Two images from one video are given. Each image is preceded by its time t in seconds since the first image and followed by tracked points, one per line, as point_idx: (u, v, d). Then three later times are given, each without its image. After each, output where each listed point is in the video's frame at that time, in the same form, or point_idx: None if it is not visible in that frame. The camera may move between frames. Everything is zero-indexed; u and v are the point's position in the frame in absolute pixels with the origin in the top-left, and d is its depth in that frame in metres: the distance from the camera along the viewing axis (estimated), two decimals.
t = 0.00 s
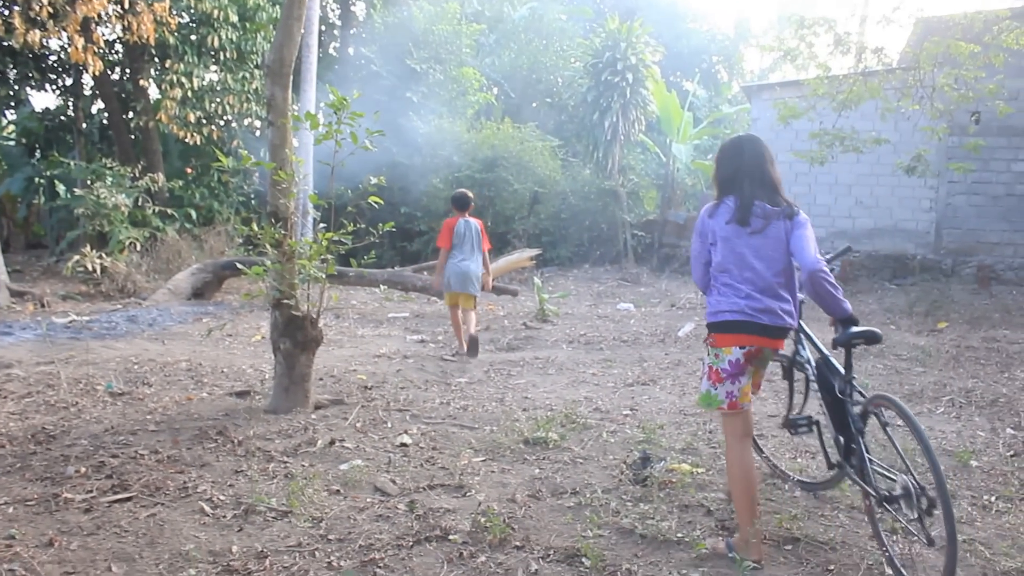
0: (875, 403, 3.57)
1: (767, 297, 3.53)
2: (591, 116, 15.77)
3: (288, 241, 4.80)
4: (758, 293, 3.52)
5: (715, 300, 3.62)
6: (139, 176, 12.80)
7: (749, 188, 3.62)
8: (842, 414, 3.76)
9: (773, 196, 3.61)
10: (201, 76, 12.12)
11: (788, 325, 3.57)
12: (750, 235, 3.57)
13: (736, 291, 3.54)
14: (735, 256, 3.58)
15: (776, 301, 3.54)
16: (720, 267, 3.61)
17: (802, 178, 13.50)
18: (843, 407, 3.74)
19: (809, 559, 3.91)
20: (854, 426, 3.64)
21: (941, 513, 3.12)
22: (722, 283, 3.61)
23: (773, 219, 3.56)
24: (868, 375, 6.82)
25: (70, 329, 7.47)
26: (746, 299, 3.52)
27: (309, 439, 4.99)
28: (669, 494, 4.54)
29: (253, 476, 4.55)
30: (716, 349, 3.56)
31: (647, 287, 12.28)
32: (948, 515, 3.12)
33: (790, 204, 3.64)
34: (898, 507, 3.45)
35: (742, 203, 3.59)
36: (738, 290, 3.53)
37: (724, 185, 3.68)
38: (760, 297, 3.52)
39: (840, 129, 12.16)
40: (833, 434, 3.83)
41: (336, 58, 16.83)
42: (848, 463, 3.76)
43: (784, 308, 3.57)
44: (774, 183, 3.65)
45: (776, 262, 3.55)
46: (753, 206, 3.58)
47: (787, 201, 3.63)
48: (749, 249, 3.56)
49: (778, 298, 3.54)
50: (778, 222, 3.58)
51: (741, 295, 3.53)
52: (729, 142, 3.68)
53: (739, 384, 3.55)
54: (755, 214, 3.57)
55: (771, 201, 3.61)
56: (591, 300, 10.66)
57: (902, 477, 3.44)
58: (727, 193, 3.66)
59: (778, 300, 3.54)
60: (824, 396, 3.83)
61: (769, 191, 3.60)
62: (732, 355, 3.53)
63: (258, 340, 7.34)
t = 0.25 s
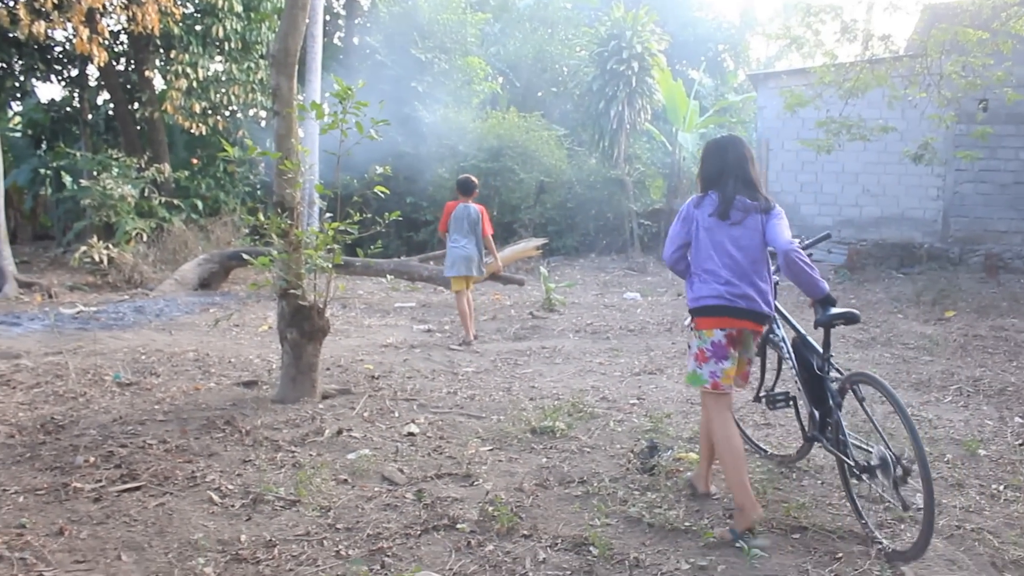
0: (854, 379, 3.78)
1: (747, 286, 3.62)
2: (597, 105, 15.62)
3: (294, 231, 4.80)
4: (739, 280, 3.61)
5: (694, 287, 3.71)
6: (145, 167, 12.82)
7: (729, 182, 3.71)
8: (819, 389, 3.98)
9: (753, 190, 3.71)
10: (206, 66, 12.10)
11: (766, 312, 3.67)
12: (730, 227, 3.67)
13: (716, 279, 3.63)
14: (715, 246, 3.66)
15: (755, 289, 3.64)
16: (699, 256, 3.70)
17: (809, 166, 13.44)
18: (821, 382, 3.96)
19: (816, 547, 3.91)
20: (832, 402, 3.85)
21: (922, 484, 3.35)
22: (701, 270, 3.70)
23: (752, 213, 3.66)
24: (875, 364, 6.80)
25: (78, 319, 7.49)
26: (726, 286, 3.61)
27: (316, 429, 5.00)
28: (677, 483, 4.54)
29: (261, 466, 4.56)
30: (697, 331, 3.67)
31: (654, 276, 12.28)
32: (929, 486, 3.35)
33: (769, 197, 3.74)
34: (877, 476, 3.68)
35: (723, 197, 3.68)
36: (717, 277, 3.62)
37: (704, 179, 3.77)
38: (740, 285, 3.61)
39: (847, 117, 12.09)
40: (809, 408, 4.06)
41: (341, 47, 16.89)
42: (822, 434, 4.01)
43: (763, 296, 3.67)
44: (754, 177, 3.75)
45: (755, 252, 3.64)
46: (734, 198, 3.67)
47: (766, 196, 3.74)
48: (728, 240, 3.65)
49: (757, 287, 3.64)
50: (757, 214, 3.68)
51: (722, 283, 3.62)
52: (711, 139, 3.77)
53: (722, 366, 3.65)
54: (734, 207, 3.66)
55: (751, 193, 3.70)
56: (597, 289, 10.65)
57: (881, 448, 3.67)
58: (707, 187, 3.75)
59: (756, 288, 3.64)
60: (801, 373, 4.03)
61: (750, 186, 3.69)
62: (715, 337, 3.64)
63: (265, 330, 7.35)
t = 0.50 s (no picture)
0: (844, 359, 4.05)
1: (740, 260, 3.80)
2: (613, 97, 15.73)
3: (311, 224, 4.81)
4: (730, 256, 3.81)
5: (693, 264, 3.93)
6: (162, 161, 12.90)
7: (729, 166, 3.95)
8: (809, 369, 4.25)
9: (752, 174, 3.92)
10: (223, 60, 12.18)
11: (760, 290, 3.84)
12: (727, 206, 3.88)
13: (710, 254, 3.84)
14: (712, 225, 3.87)
15: (749, 265, 3.81)
16: (697, 235, 3.92)
17: (827, 158, 14.25)
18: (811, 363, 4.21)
19: (834, 540, 3.88)
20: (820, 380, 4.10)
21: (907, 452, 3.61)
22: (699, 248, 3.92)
23: (749, 192, 3.87)
24: (893, 357, 6.75)
25: (97, 312, 7.55)
26: (720, 261, 3.81)
27: (333, 420, 5.02)
28: (693, 475, 4.52)
29: (279, 457, 4.58)
30: (689, 305, 3.89)
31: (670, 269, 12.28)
32: (915, 455, 3.61)
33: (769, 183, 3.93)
34: (863, 449, 3.94)
35: (721, 178, 3.91)
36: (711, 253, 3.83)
37: (706, 164, 4.01)
38: (731, 260, 3.81)
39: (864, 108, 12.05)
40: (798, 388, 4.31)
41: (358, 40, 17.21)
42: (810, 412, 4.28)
43: (757, 273, 3.82)
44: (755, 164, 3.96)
45: (750, 230, 3.83)
46: (731, 181, 3.89)
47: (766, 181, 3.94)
48: (725, 219, 3.87)
49: (750, 264, 3.82)
50: (754, 196, 3.88)
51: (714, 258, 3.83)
52: (713, 128, 4.03)
53: (705, 336, 3.86)
54: (732, 187, 3.88)
55: (749, 178, 3.91)
56: (612, 281, 10.64)
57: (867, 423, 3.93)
58: (709, 171, 3.99)
59: (751, 265, 3.81)
60: (792, 354, 4.29)
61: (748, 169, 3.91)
62: (702, 309, 3.86)
63: (282, 322, 7.38)
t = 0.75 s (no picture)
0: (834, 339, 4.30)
1: (733, 247, 4.01)
2: (631, 86, 15.71)
3: (329, 213, 4.83)
4: (723, 244, 4.02)
5: (691, 250, 4.16)
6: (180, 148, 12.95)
7: (725, 157, 4.14)
8: (796, 349, 4.48)
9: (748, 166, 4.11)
10: (241, 49, 12.20)
11: (752, 277, 4.03)
12: (723, 196, 4.08)
13: (706, 241, 4.07)
14: (708, 213, 4.09)
15: (742, 252, 4.01)
16: (695, 223, 4.14)
17: (847, 147, 14.38)
18: (799, 344, 4.45)
19: (852, 530, 3.86)
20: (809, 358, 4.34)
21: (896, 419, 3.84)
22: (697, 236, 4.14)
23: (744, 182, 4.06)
24: (912, 347, 6.71)
25: (116, 300, 7.60)
26: (714, 248, 4.04)
27: (351, 408, 5.04)
28: (710, 465, 4.51)
29: (296, 445, 4.59)
30: (684, 286, 4.14)
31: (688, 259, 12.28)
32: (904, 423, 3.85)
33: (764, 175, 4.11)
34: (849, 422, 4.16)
35: (718, 168, 4.10)
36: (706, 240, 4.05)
37: (704, 155, 4.20)
38: (724, 248, 4.02)
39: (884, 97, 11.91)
40: (785, 368, 4.54)
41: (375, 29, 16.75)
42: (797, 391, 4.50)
43: (750, 259, 4.02)
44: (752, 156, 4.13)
45: (744, 218, 4.03)
46: (728, 173, 4.08)
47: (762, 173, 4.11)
48: (721, 207, 4.07)
49: (743, 252, 4.01)
50: (750, 186, 4.07)
51: (708, 245, 4.06)
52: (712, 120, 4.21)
53: (694, 313, 4.10)
54: (727, 177, 4.07)
55: (745, 170, 4.10)
56: (629, 271, 10.64)
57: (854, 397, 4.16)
58: (707, 161, 4.18)
59: (744, 252, 4.01)
60: (780, 335, 4.52)
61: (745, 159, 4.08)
62: (694, 290, 4.09)
63: (299, 311, 7.41)
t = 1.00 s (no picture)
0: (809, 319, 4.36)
1: (710, 246, 4.16)
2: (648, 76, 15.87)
3: (345, 204, 4.83)
4: (698, 243, 4.17)
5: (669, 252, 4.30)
6: (196, 139, 12.98)
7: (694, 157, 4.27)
8: (771, 329, 4.49)
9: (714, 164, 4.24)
10: (257, 40, 12.21)
11: (728, 272, 4.18)
12: (696, 195, 4.22)
13: (681, 242, 4.21)
14: (682, 215, 4.22)
15: (719, 249, 4.16)
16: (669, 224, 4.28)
17: (865, 138, 14.28)
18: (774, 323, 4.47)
19: (869, 523, 3.84)
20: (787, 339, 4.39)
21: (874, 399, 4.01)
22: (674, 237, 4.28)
23: (714, 181, 4.19)
24: (930, 339, 6.67)
25: (134, 291, 7.64)
26: (692, 249, 4.18)
27: (367, 399, 5.05)
28: (726, 457, 4.49)
29: (313, 436, 4.61)
30: (665, 289, 4.29)
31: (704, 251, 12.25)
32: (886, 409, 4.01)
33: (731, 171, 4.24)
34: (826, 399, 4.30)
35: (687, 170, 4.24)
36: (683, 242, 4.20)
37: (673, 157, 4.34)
38: (699, 247, 4.17)
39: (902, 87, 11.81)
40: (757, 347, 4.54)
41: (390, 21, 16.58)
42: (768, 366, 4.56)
43: (725, 254, 4.17)
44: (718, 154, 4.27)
45: (718, 216, 4.17)
46: (696, 173, 4.22)
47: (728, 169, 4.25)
48: (694, 207, 4.21)
49: (717, 248, 4.16)
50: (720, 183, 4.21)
51: (684, 246, 4.21)
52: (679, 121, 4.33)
53: (679, 316, 4.26)
54: (697, 178, 4.20)
55: (712, 169, 4.23)
56: (645, 262, 10.67)
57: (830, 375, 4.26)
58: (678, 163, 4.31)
59: (720, 248, 4.16)
60: (755, 317, 4.50)
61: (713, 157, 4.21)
62: (676, 291, 4.24)
63: (316, 302, 7.44)
